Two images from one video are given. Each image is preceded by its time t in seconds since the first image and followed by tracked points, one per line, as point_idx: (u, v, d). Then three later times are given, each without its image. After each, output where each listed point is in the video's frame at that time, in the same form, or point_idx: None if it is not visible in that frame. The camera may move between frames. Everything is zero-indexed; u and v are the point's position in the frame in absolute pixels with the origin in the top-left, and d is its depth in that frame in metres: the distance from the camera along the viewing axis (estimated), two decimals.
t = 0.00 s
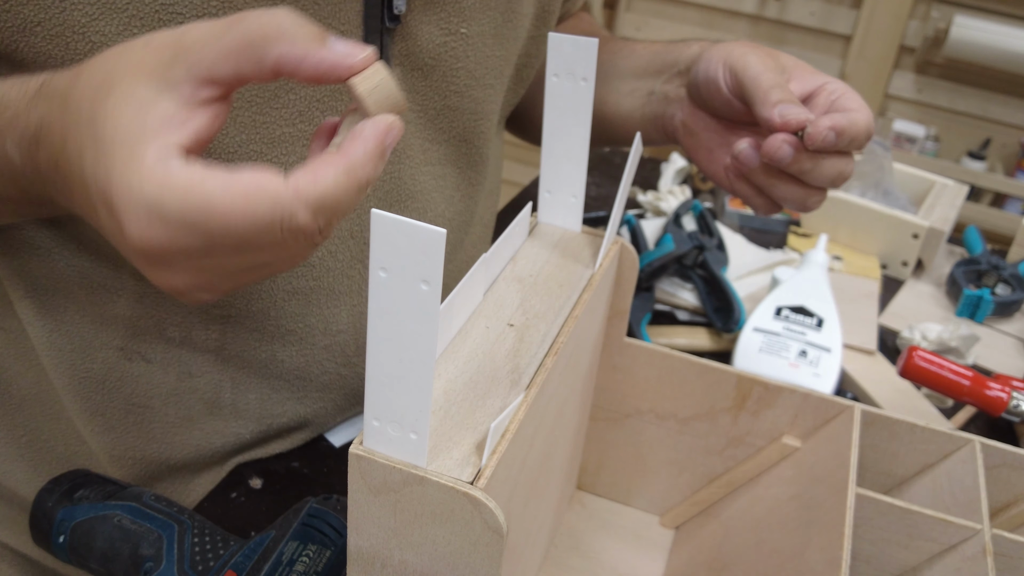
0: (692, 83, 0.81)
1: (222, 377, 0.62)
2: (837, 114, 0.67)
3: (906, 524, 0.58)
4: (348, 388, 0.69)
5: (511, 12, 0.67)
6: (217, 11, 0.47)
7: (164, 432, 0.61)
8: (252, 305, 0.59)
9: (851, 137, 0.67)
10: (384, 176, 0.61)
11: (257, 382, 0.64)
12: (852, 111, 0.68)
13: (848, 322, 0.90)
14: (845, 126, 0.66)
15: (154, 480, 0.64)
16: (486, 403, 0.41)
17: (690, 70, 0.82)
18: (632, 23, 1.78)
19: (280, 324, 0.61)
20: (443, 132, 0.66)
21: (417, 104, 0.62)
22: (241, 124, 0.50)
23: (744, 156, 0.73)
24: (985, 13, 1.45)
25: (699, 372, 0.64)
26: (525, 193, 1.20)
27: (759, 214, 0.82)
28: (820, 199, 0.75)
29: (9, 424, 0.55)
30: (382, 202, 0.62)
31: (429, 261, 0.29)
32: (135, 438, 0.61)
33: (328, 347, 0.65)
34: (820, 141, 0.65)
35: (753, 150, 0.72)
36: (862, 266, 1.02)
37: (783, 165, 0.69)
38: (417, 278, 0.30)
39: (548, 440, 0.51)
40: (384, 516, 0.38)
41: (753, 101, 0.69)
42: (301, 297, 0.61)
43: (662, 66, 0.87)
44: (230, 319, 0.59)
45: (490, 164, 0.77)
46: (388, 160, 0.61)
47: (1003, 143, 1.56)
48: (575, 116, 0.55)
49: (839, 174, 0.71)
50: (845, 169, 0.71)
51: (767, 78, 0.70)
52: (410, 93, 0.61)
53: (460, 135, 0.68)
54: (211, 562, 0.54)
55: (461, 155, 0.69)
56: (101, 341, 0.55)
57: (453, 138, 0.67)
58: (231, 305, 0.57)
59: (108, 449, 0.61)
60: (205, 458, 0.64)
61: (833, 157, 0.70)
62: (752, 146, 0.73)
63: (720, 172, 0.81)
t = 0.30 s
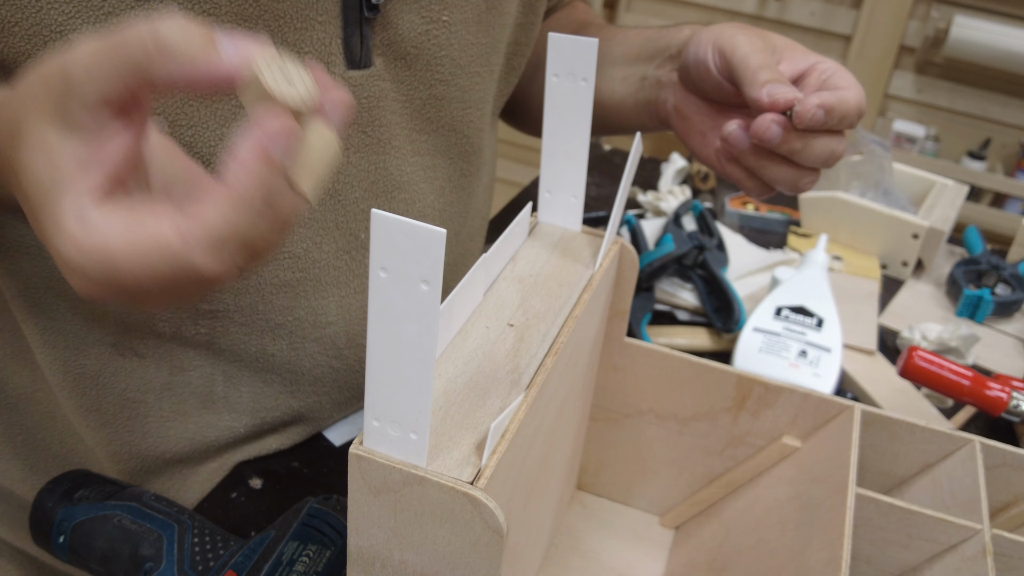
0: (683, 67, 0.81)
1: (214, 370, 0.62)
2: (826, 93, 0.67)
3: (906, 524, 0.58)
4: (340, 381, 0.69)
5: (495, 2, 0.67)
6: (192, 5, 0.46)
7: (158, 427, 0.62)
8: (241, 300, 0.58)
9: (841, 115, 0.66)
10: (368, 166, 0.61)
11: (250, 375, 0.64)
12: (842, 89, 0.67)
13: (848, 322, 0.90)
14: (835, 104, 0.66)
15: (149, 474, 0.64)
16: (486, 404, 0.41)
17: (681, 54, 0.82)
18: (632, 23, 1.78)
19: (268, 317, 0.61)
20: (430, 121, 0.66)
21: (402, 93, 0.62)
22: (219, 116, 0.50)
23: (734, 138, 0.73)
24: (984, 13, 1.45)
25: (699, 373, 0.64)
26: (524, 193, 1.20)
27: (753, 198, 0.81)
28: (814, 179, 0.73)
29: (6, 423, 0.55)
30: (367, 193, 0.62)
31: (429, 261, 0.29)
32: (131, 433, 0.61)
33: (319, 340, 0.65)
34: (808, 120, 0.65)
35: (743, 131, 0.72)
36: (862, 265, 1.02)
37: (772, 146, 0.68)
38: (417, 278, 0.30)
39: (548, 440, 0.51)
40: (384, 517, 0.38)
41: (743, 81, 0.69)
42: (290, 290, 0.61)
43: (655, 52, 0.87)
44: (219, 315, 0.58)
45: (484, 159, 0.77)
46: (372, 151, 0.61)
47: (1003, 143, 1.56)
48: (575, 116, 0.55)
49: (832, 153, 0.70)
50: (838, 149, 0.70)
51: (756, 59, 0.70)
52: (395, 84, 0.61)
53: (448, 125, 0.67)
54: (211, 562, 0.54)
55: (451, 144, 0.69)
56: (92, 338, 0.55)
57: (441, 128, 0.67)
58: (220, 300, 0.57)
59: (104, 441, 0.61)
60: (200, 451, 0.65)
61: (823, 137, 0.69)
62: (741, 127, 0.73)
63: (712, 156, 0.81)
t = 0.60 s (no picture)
0: (678, 72, 0.81)
1: (215, 375, 0.62)
2: (820, 104, 0.67)
3: (906, 524, 0.58)
4: (341, 385, 0.68)
5: (492, 4, 0.66)
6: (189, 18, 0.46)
7: (159, 433, 0.61)
8: (239, 307, 0.58)
9: (834, 126, 0.66)
10: (368, 172, 0.61)
11: (250, 380, 0.64)
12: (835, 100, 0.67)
13: (848, 322, 0.90)
14: (827, 115, 0.66)
15: (153, 478, 0.64)
16: (486, 404, 0.41)
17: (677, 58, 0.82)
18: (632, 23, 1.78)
19: (268, 323, 0.60)
20: (426, 126, 0.66)
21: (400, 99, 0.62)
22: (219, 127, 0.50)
23: (727, 148, 0.72)
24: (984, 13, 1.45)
25: (699, 373, 0.64)
26: (524, 193, 1.20)
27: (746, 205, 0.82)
28: (806, 191, 0.75)
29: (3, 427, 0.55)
30: (366, 199, 0.62)
31: (428, 261, 0.29)
32: (133, 438, 0.60)
33: (319, 345, 0.64)
34: (801, 131, 0.65)
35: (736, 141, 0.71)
36: (862, 266, 1.02)
37: (765, 157, 0.69)
38: (417, 278, 0.30)
39: (548, 440, 0.51)
40: (384, 516, 0.38)
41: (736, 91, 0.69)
42: (289, 296, 0.60)
43: (650, 54, 0.87)
44: (218, 322, 0.58)
45: (482, 159, 0.77)
46: (371, 157, 0.61)
47: (1003, 143, 1.56)
48: (575, 116, 0.55)
49: (824, 164, 0.71)
50: (830, 159, 0.71)
51: (749, 68, 0.69)
52: (392, 89, 0.60)
53: (445, 129, 0.67)
54: (211, 562, 0.54)
55: (447, 147, 0.69)
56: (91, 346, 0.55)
57: (438, 131, 0.67)
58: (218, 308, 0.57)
59: (104, 447, 0.60)
60: (203, 456, 0.65)
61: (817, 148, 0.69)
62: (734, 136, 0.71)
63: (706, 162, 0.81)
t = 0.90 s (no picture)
0: (691, 87, 0.81)
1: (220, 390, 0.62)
2: (836, 129, 0.67)
3: (906, 525, 0.58)
4: (347, 397, 0.68)
5: (499, 18, 0.65)
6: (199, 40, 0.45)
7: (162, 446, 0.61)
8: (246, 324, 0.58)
9: (850, 151, 0.67)
10: (378, 190, 0.60)
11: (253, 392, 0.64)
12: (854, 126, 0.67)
13: (848, 323, 0.90)
14: (844, 141, 0.66)
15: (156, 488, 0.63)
16: (486, 403, 0.41)
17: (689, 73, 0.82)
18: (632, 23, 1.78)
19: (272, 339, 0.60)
20: (433, 141, 0.65)
21: (407, 116, 0.61)
22: (229, 148, 0.49)
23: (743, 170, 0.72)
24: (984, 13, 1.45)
25: (699, 373, 0.64)
26: (524, 193, 1.20)
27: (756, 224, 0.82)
28: (819, 213, 0.75)
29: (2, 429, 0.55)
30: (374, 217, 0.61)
31: (429, 261, 0.29)
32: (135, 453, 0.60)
33: (323, 360, 0.63)
34: (818, 157, 0.65)
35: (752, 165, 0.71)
36: (862, 266, 1.02)
37: (779, 180, 0.69)
38: (417, 278, 0.30)
39: (548, 441, 0.51)
40: (384, 516, 0.38)
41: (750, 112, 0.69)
42: (293, 312, 0.60)
43: (654, 59, 0.87)
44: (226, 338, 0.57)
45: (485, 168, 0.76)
46: (380, 175, 0.60)
47: (1003, 143, 1.56)
48: (575, 116, 0.55)
49: (838, 187, 0.71)
50: (844, 182, 0.71)
51: (763, 88, 0.69)
52: (398, 105, 0.60)
53: (452, 143, 0.66)
54: (211, 562, 0.54)
55: (452, 161, 0.68)
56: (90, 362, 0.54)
57: (444, 145, 0.66)
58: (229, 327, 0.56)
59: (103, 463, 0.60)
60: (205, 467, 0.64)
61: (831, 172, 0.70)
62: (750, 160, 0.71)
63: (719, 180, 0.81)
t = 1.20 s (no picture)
0: (693, 94, 0.81)
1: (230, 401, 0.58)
2: (842, 137, 0.67)
3: (906, 525, 0.58)
4: (351, 403, 0.66)
5: (504, 26, 0.65)
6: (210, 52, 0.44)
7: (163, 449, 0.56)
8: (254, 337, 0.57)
9: (857, 160, 0.67)
10: (384, 197, 0.60)
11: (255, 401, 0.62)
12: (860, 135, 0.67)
13: (848, 323, 0.90)
14: (852, 150, 0.66)
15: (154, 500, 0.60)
16: (486, 403, 0.41)
17: (690, 79, 0.82)
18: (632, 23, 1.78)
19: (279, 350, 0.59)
20: (437, 148, 0.65)
21: (412, 123, 0.61)
22: (239, 159, 0.49)
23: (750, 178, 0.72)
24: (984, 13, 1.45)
25: (699, 373, 0.64)
26: (524, 193, 1.20)
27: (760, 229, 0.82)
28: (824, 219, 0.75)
29: None
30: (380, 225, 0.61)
31: (429, 261, 0.29)
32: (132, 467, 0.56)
33: (330, 368, 0.62)
34: (827, 166, 0.65)
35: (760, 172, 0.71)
36: (862, 266, 1.02)
37: (786, 189, 0.69)
38: (417, 278, 0.30)
39: (548, 441, 0.51)
40: (384, 516, 0.38)
41: (756, 120, 0.69)
42: (301, 322, 0.59)
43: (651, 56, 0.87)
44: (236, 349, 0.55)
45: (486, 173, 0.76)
46: (386, 183, 0.60)
47: (1003, 144, 1.56)
48: (575, 116, 0.55)
49: (845, 195, 0.71)
50: (850, 190, 0.71)
51: (769, 97, 0.69)
52: (404, 114, 0.60)
53: (455, 150, 0.66)
54: (211, 564, 0.53)
55: (455, 168, 0.68)
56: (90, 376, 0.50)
57: (448, 153, 0.66)
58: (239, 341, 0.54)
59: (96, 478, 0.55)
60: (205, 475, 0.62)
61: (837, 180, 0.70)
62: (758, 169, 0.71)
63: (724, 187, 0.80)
